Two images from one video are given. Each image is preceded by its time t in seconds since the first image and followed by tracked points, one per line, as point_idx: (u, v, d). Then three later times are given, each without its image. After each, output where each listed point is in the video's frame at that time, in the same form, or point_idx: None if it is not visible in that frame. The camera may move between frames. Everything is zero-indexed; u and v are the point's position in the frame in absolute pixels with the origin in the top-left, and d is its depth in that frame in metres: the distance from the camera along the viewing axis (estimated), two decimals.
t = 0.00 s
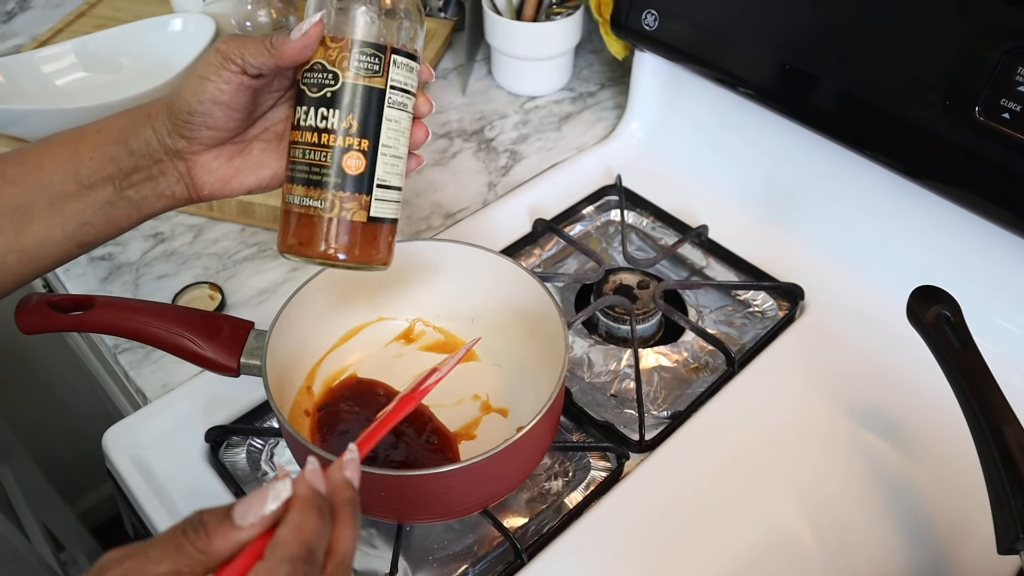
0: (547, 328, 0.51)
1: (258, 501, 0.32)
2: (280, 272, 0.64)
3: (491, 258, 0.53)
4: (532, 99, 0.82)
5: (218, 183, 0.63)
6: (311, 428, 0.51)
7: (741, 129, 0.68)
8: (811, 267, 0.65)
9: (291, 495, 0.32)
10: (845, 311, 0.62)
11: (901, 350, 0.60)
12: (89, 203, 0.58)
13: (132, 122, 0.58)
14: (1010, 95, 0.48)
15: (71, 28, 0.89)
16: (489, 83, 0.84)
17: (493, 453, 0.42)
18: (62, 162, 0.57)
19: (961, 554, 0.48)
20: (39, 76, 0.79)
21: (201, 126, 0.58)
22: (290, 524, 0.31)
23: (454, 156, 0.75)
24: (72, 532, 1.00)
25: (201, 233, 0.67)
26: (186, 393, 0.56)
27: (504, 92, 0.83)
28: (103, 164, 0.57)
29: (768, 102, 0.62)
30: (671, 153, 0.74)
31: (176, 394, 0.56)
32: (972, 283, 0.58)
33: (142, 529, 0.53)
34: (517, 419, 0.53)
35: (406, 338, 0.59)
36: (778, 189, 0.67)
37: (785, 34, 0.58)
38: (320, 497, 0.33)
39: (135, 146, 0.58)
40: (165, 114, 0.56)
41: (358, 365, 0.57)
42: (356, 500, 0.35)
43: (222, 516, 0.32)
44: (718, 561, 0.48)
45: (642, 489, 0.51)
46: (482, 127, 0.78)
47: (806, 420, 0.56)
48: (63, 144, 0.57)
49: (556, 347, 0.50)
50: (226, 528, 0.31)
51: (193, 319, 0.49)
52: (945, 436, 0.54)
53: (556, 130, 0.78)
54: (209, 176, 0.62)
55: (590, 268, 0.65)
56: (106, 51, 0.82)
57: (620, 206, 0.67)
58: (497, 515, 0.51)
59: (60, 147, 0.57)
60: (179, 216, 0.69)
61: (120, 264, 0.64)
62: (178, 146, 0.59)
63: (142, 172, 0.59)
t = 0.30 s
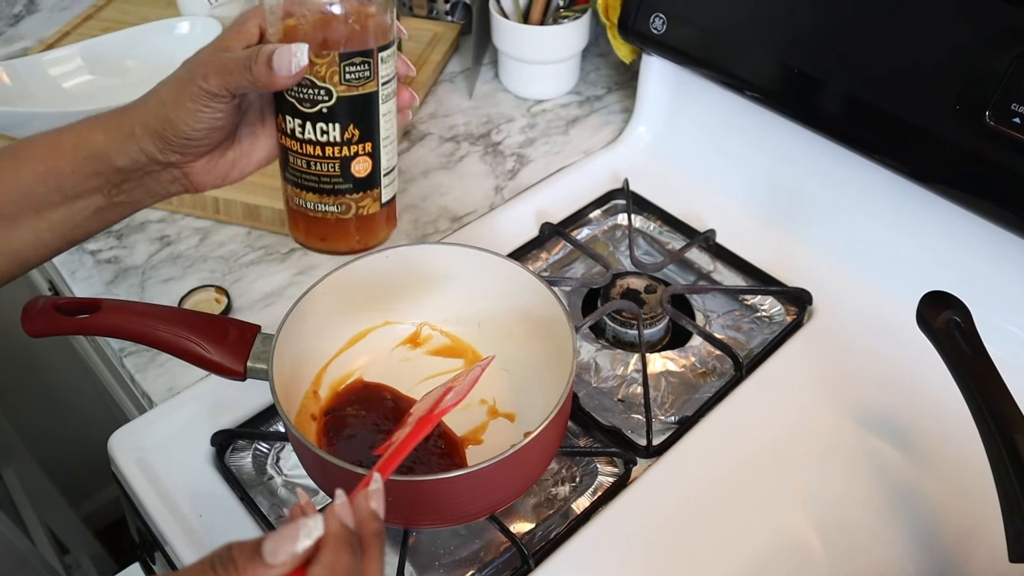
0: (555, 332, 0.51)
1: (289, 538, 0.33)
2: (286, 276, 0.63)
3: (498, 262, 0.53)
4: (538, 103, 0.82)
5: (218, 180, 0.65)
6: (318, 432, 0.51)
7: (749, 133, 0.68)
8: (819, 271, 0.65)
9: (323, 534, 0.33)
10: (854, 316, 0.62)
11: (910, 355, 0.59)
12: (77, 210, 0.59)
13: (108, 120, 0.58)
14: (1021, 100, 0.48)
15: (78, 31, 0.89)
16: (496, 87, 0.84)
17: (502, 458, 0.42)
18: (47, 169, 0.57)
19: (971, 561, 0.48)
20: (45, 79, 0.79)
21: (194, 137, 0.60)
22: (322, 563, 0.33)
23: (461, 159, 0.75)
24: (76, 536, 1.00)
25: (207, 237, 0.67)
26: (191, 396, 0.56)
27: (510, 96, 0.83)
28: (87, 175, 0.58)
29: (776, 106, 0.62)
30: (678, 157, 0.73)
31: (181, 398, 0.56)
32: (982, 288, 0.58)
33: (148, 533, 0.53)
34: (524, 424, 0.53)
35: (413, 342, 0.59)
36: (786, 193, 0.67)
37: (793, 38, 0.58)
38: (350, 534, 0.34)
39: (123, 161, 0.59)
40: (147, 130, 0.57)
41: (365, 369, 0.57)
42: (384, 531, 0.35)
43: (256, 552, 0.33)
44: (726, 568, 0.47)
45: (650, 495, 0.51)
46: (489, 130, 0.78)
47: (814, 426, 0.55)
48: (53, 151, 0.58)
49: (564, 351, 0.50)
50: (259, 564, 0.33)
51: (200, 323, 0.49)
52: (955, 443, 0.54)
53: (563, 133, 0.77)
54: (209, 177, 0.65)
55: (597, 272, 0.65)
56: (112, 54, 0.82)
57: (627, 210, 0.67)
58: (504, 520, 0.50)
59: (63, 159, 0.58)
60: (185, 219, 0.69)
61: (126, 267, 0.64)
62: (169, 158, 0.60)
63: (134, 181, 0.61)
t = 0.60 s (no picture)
0: (564, 338, 0.51)
1: (289, 519, 0.34)
2: (296, 279, 0.64)
3: (507, 268, 0.53)
4: (547, 107, 0.82)
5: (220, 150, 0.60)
6: (327, 437, 0.51)
7: (759, 138, 0.68)
8: (828, 277, 0.65)
9: (322, 515, 0.34)
10: (863, 322, 0.62)
11: (919, 363, 0.59)
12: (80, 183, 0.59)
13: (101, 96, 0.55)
14: None
15: (88, 35, 0.89)
16: (505, 91, 0.84)
17: (511, 465, 0.42)
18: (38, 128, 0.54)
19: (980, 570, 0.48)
20: (56, 83, 0.79)
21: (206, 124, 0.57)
22: (321, 547, 0.33)
23: (469, 163, 0.75)
24: (85, 537, 1.00)
25: (217, 240, 0.67)
26: (201, 400, 0.56)
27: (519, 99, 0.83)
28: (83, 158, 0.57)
29: (786, 111, 0.62)
30: (687, 161, 0.73)
31: (190, 402, 0.56)
32: (990, 298, 0.58)
33: (157, 537, 0.53)
34: (533, 429, 0.53)
35: (422, 347, 0.59)
36: (795, 199, 0.67)
37: (804, 43, 0.58)
38: (350, 520, 0.35)
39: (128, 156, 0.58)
40: (138, 127, 0.53)
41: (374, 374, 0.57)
42: (383, 519, 0.36)
43: (257, 533, 0.34)
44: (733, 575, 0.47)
45: (658, 501, 0.50)
46: (498, 134, 0.78)
47: (823, 432, 0.55)
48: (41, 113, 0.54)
49: (573, 356, 0.50)
50: (259, 544, 0.33)
51: (210, 328, 0.49)
52: (963, 451, 0.54)
53: (572, 137, 0.78)
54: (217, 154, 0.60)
55: (606, 276, 0.65)
56: (122, 57, 0.82)
57: (636, 215, 0.67)
58: (513, 526, 0.50)
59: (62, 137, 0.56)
60: (195, 222, 0.69)
61: (136, 270, 0.64)
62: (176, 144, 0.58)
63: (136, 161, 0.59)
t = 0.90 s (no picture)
0: (569, 344, 0.51)
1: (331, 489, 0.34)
2: (302, 284, 0.64)
3: (512, 274, 0.53)
4: (554, 112, 0.82)
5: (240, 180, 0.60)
6: (333, 443, 0.51)
7: (765, 144, 0.67)
8: (835, 283, 0.64)
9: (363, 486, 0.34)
10: (870, 329, 0.62)
11: (926, 370, 0.59)
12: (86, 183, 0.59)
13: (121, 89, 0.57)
14: None
15: (97, 40, 0.90)
16: (511, 96, 0.84)
17: (517, 472, 0.42)
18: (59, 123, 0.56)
19: None
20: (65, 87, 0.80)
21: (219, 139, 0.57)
22: (365, 517, 0.33)
23: (476, 168, 0.75)
24: (91, 540, 1.01)
25: (224, 245, 0.68)
26: (207, 405, 0.56)
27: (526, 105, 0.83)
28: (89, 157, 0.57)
29: (793, 117, 0.62)
30: (693, 167, 0.73)
31: (196, 407, 0.56)
32: (997, 305, 0.58)
33: (163, 541, 0.54)
34: (539, 436, 0.53)
35: (428, 352, 0.59)
36: (802, 205, 0.67)
37: (812, 49, 0.58)
38: (390, 498, 0.35)
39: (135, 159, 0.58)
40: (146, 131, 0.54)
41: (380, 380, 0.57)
42: (421, 505, 0.36)
43: (298, 507, 0.34)
44: None
45: (664, 507, 0.50)
46: (505, 140, 0.78)
47: (829, 439, 0.55)
48: (73, 108, 0.57)
49: (578, 363, 0.50)
50: (301, 514, 0.33)
51: (217, 333, 0.49)
52: (970, 458, 0.53)
53: (578, 143, 0.78)
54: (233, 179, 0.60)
55: (612, 282, 0.65)
56: (131, 62, 0.82)
57: (643, 221, 0.67)
58: (518, 532, 0.50)
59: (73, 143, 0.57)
60: (202, 226, 0.70)
61: (143, 275, 0.64)
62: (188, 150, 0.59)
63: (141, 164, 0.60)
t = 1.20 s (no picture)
0: (571, 348, 0.51)
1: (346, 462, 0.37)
2: (303, 288, 0.64)
3: (514, 277, 0.53)
4: (556, 116, 0.82)
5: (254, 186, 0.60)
6: (333, 447, 0.51)
7: (767, 148, 0.67)
8: (837, 287, 0.64)
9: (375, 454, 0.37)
10: (872, 333, 0.61)
11: (929, 375, 0.59)
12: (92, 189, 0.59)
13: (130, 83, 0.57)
14: None
15: (99, 42, 0.90)
16: (513, 100, 0.84)
17: (517, 476, 0.42)
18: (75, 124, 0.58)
19: None
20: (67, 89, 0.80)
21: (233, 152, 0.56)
22: (378, 476, 0.36)
23: (478, 172, 0.75)
24: (92, 542, 1.01)
25: (225, 248, 0.68)
26: (207, 408, 0.56)
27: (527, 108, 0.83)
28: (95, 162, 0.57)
29: (795, 120, 0.61)
30: (695, 171, 0.73)
31: (197, 410, 0.56)
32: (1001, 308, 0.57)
33: (163, 544, 0.53)
34: (539, 439, 0.53)
35: (429, 356, 0.59)
36: (804, 209, 0.67)
37: (814, 53, 0.58)
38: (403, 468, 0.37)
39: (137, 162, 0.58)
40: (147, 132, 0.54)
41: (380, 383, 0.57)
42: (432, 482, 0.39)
43: (319, 482, 0.37)
44: None
45: (665, 512, 0.50)
46: (506, 143, 0.78)
47: (832, 444, 0.55)
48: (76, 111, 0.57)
49: (580, 366, 0.50)
50: (321, 485, 0.36)
51: (218, 336, 0.49)
52: (973, 463, 0.53)
53: (580, 146, 0.78)
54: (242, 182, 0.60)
55: (613, 286, 0.64)
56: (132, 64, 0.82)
57: (645, 225, 0.67)
58: (518, 536, 0.50)
59: (75, 146, 0.57)
60: (203, 229, 0.70)
61: (145, 278, 0.64)
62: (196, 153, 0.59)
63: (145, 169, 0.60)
